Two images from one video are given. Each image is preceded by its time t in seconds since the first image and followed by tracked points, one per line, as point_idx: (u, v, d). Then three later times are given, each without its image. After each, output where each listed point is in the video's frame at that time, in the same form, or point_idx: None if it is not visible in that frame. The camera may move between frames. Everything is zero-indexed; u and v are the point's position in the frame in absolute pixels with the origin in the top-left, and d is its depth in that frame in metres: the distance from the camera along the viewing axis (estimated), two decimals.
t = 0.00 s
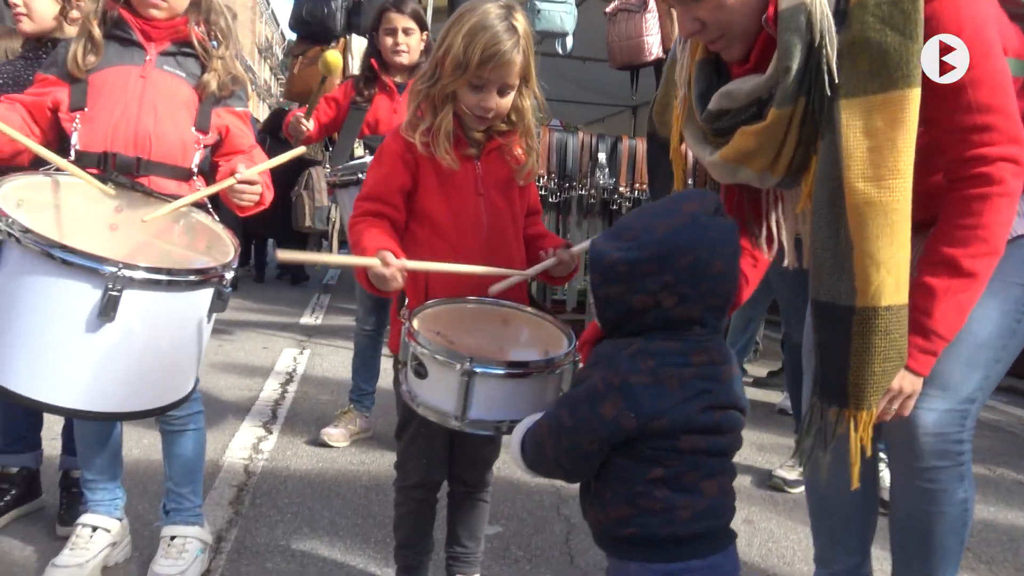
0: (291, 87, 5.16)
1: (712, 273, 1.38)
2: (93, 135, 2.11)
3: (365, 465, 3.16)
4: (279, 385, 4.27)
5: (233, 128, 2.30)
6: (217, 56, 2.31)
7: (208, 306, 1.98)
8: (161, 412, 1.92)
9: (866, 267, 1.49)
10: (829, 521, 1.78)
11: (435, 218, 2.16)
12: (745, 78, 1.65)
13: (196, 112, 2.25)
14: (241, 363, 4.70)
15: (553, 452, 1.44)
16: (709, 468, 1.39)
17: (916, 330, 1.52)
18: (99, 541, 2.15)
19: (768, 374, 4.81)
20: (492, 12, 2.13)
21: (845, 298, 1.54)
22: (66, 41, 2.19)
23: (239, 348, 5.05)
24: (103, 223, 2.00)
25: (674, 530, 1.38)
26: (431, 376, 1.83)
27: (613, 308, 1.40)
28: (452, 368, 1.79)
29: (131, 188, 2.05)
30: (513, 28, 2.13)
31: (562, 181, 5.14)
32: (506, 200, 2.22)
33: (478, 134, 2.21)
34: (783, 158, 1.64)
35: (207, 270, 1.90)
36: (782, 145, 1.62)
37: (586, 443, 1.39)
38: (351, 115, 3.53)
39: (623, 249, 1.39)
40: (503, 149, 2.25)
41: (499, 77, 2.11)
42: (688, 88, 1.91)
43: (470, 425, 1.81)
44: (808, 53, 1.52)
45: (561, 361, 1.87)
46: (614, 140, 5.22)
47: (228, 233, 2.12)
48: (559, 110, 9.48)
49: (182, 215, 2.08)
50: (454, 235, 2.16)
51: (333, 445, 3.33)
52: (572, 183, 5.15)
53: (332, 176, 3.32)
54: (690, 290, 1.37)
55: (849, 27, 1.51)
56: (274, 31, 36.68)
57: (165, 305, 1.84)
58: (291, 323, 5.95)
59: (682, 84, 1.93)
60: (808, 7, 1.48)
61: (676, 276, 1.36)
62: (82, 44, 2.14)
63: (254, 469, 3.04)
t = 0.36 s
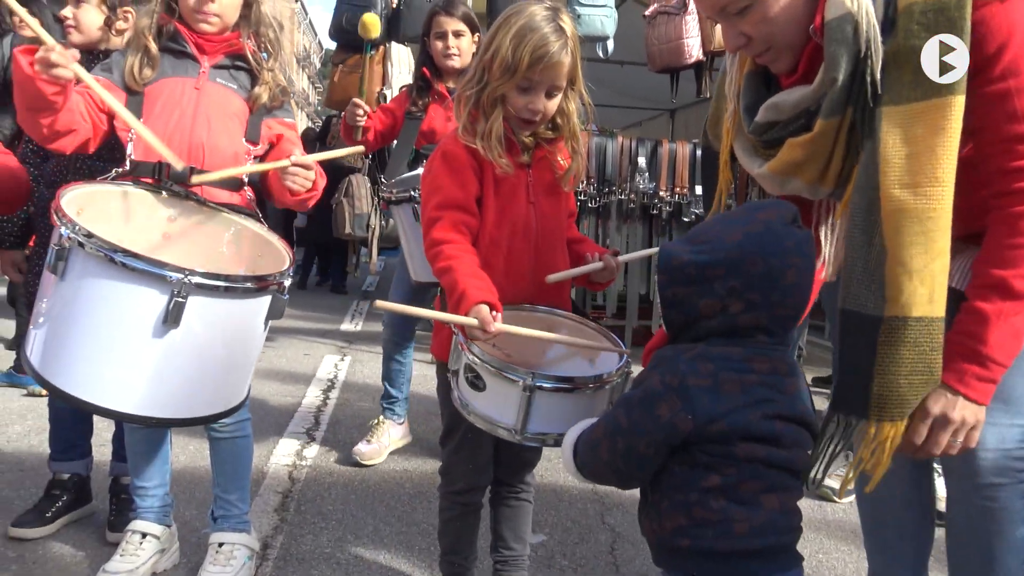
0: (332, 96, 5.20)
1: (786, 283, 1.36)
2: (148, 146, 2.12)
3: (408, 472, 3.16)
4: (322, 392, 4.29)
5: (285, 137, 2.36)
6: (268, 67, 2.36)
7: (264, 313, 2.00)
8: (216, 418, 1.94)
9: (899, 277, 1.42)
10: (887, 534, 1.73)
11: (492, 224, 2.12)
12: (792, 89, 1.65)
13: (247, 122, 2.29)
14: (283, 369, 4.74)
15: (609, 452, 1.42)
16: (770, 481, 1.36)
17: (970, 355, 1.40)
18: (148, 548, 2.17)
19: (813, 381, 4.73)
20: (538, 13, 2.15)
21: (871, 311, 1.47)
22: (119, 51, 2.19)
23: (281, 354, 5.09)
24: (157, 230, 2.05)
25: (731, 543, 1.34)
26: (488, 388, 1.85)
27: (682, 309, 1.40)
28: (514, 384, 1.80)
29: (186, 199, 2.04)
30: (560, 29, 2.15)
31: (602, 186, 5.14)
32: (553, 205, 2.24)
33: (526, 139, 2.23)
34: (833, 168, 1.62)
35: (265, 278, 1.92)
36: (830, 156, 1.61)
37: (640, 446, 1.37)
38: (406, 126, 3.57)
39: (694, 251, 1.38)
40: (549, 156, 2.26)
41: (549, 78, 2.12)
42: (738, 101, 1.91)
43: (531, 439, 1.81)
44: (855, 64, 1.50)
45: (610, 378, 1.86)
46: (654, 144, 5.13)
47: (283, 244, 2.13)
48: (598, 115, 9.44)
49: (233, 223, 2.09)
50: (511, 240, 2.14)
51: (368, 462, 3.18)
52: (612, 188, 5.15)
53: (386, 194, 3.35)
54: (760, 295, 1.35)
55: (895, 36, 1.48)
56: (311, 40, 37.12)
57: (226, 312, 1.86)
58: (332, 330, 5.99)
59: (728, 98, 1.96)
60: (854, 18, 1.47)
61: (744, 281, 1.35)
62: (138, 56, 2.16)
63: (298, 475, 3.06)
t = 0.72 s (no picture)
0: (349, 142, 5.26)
1: (806, 360, 1.31)
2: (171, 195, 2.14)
3: (422, 521, 3.12)
4: (335, 438, 4.26)
5: (304, 189, 2.37)
6: (290, 117, 2.39)
7: (287, 365, 2.00)
8: (233, 471, 1.92)
9: (890, 356, 1.41)
10: None
11: (517, 274, 2.12)
12: (805, 161, 1.61)
13: (270, 171, 2.30)
14: (297, 415, 4.71)
15: (625, 540, 1.40)
16: (793, 559, 1.31)
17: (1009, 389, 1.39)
18: None
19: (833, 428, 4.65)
20: (558, 64, 2.19)
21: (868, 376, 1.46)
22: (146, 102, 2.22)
23: (295, 400, 5.07)
24: (181, 280, 2.04)
25: None
26: (526, 441, 1.85)
27: (697, 378, 1.38)
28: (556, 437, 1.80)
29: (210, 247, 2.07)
30: (579, 80, 2.19)
31: (617, 232, 5.14)
32: (574, 255, 2.27)
33: (548, 187, 2.23)
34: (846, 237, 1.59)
35: (289, 328, 1.91)
36: (846, 225, 1.58)
37: (654, 530, 1.35)
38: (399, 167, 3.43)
39: (714, 318, 1.35)
40: (567, 206, 2.29)
41: (568, 128, 2.15)
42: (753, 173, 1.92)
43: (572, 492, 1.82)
44: (863, 139, 1.46)
45: (643, 431, 1.86)
46: (668, 189, 5.13)
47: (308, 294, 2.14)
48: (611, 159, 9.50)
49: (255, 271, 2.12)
50: (536, 288, 2.13)
51: (366, 532, 2.93)
52: (626, 233, 5.15)
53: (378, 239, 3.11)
54: (777, 371, 1.32)
55: (897, 111, 1.43)
56: (327, 87, 37.69)
57: (248, 362, 1.85)
58: (345, 374, 5.97)
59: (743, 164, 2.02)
60: (861, 92, 1.42)
61: (764, 354, 1.31)
62: (164, 107, 2.19)
63: (311, 524, 3.02)
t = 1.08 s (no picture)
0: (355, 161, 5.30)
1: (802, 373, 1.24)
2: (180, 211, 2.17)
3: (424, 539, 3.11)
4: (338, 455, 4.26)
5: (309, 211, 2.39)
6: (301, 135, 2.40)
7: (288, 383, 2.01)
8: (233, 487, 1.92)
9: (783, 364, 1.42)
10: None
11: (524, 294, 2.14)
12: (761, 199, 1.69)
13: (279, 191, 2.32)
14: (300, 432, 4.72)
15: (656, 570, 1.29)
16: None
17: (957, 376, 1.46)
18: None
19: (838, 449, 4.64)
20: (568, 87, 2.22)
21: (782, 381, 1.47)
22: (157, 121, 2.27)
23: (298, 416, 5.08)
24: (185, 296, 2.04)
25: None
26: (534, 462, 1.85)
27: (696, 404, 1.31)
28: (564, 460, 1.82)
29: (215, 264, 2.10)
30: (589, 103, 2.22)
31: (621, 251, 5.14)
32: (581, 275, 2.28)
33: (554, 210, 2.27)
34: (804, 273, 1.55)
35: (290, 345, 1.94)
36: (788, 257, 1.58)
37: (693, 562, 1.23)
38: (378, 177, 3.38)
39: (710, 338, 1.27)
40: (575, 227, 2.32)
41: (576, 150, 2.19)
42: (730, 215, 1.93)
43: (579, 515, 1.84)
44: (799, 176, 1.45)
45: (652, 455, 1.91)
46: (673, 210, 5.15)
47: (311, 313, 2.16)
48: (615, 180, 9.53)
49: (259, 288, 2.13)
50: (543, 308, 2.14)
51: (369, 550, 2.93)
52: (632, 253, 5.15)
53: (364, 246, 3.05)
54: (777, 387, 1.24)
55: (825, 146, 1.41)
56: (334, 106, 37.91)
57: (246, 378, 1.87)
58: (349, 392, 5.98)
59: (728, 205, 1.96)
60: (804, 132, 1.42)
61: (764, 371, 1.24)
62: (173, 130, 2.23)
63: (313, 542, 3.01)
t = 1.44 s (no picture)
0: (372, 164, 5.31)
1: (843, 405, 1.17)
2: (199, 214, 2.18)
3: (439, 542, 3.11)
4: (354, 458, 4.27)
5: (333, 208, 2.39)
6: (318, 139, 2.41)
7: (304, 384, 2.02)
8: (251, 487, 1.93)
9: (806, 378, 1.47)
10: None
11: (540, 298, 2.14)
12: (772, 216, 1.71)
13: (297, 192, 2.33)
14: (317, 434, 4.73)
15: None
16: None
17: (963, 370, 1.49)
18: None
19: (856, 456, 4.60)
20: (584, 90, 2.23)
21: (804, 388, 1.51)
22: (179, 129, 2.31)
23: (314, 418, 5.09)
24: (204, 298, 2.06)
25: None
26: (550, 467, 1.85)
27: (727, 415, 1.23)
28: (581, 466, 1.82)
29: (232, 265, 2.11)
30: (605, 105, 2.23)
31: (637, 255, 5.14)
32: (597, 280, 2.28)
33: (572, 212, 2.27)
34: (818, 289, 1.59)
35: (306, 345, 1.94)
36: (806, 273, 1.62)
37: None
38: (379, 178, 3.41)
39: (750, 352, 1.20)
40: (592, 230, 2.33)
41: (593, 153, 2.20)
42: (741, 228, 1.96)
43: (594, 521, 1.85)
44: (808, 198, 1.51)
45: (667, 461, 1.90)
46: (689, 213, 5.12)
47: (325, 312, 2.16)
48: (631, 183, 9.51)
49: (276, 291, 2.11)
50: (561, 311, 2.16)
51: (384, 552, 2.93)
52: (647, 257, 5.14)
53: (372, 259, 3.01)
54: (810, 413, 1.17)
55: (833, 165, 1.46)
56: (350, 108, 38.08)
57: (263, 377, 1.88)
58: (364, 394, 5.99)
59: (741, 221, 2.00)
60: (812, 153, 1.49)
61: (799, 396, 1.17)
62: (193, 136, 2.25)
63: (328, 543, 3.02)
